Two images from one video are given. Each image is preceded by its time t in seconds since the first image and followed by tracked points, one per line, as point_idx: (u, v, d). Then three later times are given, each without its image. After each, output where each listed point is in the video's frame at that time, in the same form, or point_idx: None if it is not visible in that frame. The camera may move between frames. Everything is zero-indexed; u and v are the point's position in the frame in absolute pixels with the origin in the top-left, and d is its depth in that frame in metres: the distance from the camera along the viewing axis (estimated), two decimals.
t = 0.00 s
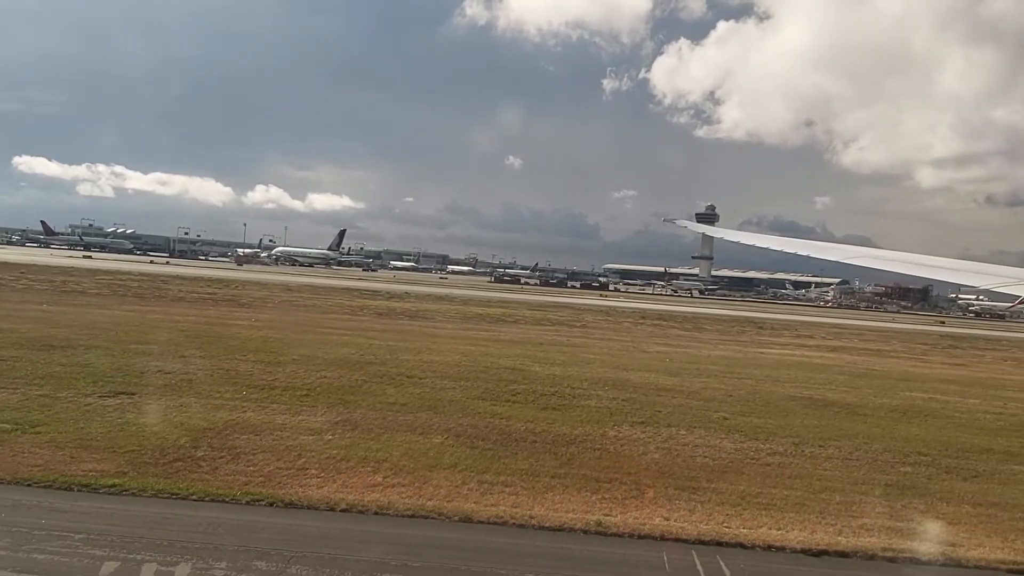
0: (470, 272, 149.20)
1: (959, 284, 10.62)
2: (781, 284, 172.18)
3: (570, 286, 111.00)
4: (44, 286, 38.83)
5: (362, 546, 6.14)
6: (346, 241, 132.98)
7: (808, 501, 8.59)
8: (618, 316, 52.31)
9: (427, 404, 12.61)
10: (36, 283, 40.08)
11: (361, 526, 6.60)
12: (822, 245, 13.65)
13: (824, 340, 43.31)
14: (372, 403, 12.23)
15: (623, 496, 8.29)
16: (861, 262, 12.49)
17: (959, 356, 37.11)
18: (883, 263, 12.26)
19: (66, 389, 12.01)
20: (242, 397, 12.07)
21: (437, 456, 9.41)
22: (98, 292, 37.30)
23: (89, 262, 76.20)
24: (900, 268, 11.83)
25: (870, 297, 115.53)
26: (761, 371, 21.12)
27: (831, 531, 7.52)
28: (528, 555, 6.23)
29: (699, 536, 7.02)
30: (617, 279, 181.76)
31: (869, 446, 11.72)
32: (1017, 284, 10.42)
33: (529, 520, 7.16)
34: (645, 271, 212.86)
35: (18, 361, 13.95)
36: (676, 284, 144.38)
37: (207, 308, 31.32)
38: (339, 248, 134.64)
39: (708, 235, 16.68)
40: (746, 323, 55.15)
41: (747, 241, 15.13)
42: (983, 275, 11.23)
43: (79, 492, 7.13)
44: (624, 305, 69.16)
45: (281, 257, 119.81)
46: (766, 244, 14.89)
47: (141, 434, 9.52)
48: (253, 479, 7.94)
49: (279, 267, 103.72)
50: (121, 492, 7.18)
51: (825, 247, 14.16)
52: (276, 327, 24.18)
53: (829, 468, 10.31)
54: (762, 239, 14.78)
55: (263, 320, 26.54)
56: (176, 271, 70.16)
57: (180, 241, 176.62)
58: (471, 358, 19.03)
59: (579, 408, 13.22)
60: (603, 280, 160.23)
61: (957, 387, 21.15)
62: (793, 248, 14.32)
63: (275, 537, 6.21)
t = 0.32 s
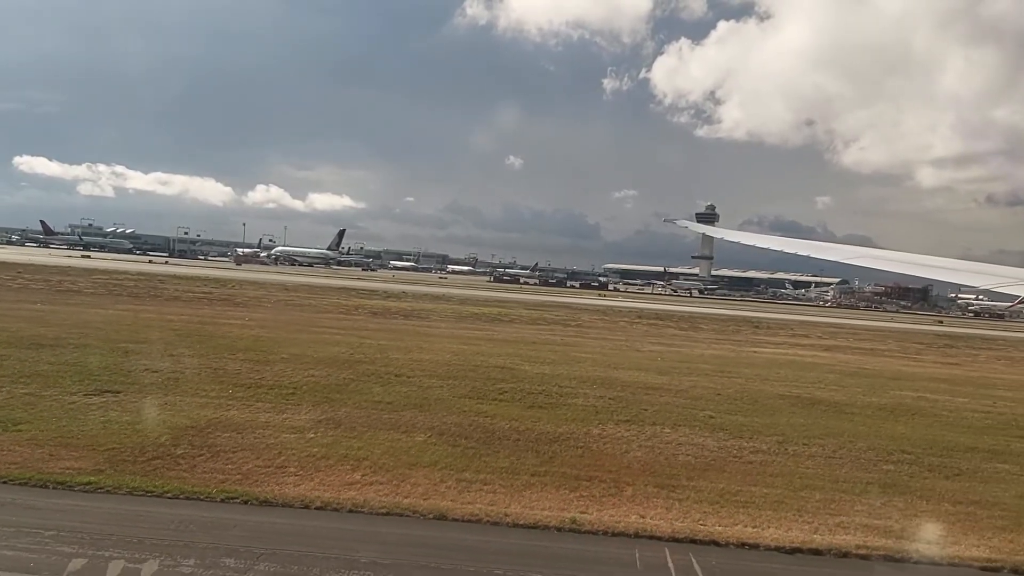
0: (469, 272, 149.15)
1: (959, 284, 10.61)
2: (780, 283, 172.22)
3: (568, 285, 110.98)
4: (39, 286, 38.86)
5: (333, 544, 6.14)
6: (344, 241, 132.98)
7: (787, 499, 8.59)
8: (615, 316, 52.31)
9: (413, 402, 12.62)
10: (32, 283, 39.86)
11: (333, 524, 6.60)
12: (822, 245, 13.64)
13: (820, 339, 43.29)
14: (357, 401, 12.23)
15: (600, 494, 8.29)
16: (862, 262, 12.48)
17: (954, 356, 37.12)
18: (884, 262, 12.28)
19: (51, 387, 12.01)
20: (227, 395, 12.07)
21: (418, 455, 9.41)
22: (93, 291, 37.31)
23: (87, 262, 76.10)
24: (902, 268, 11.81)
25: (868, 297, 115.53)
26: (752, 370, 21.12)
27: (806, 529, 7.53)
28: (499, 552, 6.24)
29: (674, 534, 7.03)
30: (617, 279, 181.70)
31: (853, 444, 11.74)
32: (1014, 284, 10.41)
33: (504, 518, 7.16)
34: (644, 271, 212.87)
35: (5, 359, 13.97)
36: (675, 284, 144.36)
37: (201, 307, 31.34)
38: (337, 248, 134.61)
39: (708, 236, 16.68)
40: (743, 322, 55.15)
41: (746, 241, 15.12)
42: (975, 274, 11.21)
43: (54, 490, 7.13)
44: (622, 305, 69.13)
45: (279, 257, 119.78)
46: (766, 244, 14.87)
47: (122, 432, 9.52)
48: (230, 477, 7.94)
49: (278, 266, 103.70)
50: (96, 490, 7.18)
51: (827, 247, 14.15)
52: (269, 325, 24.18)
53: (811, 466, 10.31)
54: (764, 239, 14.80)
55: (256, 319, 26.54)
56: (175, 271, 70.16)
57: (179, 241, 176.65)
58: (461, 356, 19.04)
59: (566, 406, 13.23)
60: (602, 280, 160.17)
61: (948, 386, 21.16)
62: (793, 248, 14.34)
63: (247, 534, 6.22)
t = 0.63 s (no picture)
0: (468, 271, 149.13)
1: (959, 284, 10.57)
2: (779, 283, 172.27)
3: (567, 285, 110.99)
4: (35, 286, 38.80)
5: (308, 541, 6.14)
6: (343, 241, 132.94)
7: (768, 497, 8.60)
8: (613, 315, 52.32)
9: (400, 401, 12.62)
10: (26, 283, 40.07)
11: (310, 522, 6.59)
12: (825, 244, 13.61)
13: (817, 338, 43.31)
14: (344, 400, 12.22)
15: (580, 492, 8.30)
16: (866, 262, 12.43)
17: (950, 355, 37.13)
18: (887, 262, 12.25)
19: (38, 387, 12.01)
20: (213, 395, 12.06)
21: (401, 454, 9.39)
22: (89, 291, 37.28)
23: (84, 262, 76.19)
24: (907, 268, 11.77)
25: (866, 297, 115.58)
26: (745, 369, 21.11)
27: (784, 526, 7.53)
28: (473, 550, 6.24)
29: (651, 531, 7.04)
30: (616, 279, 181.58)
31: (840, 443, 11.74)
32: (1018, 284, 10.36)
33: (482, 516, 7.17)
34: (643, 271, 212.88)
35: None
36: (674, 284, 144.34)
37: (196, 307, 31.31)
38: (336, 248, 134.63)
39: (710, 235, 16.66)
40: (740, 321, 55.15)
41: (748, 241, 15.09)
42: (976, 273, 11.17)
43: (33, 488, 7.13)
44: (619, 305, 69.15)
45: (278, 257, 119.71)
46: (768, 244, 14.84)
47: (105, 431, 9.51)
48: (210, 476, 7.93)
49: (276, 267, 103.71)
50: (74, 489, 7.18)
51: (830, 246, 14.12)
52: (262, 325, 24.19)
53: (796, 464, 10.31)
54: (766, 239, 14.80)
55: (250, 319, 26.52)
56: (173, 271, 70.14)
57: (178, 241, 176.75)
58: (452, 356, 19.03)
59: (553, 405, 13.24)
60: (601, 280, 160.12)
61: (941, 385, 21.16)
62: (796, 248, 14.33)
63: (222, 532, 6.22)
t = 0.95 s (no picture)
0: (468, 271, 149.16)
1: (957, 283, 10.54)
2: (778, 282, 172.30)
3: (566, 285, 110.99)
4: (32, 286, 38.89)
5: (281, 539, 6.15)
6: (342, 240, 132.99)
7: (747, 495, 8.62)
8: (611, 315, 52.35)
9: (386, 400, 12.62)
10: (22, 283, 40.19)
11: (283, 520, 6.61)
12: (825, 244, 13.60)
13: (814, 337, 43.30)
14: (329, 400, 12.21)
15: (559, 490, 8.31)
16: (866, 262, 12.44)
17: (947, 354, 37.11)
18: (888, 262, 12.27)
19: (24, 386, 12.03)
20: (199, 395, 12.06)
21: (382, 453, 9.39)
22: (86, 292, 37.33)
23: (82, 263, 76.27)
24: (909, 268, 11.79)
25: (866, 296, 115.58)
26: (737, 368, 21.13)
27: (759, 524, 7.55)
28: (444, 548, 6.26)
29: (626, 529, 7.05)
30: (615, 279, 181.55)
31: (825, 441, 11.75)
32: (1019, 283, 10.31)
33: (457, 515, 7.18)
34: (643, 270, 212.88)
35: None
36: (673, 283, 144.34)
37: (191, 307, 31.36)
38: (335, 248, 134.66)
39: (711, 235, 16.66)
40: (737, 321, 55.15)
41: (749, 241, 15.12)
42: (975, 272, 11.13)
43: (9, 487, 7.15)
44: (617, 305, 69.15)
45: (277, 257, 119.75)
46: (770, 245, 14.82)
47: (86, 431, 9.52)
48: (188, 474, 7.94)
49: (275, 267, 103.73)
50: (51, 487, 7.20)
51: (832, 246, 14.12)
52: (255, 325, 24.21)
53: (778, 463, 10.33)
54: (768, 240, 14.82)
55: (244, 319, 26.55)
56: (171, 272, 70.16)
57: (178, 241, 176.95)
58: (443, 355, 19.06)
59: (540, 404, 13.24)
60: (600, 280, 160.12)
61: (933, 383, 21.18)
62: (798, 248, 14.35)
63: (196, 530, 6.24)
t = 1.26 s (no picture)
0: (466, 272, 149.21)
1: (956, 283, 10.55)
2: (777, 282, 172.29)
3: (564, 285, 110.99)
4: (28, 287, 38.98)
5: (255, 538, 6.16)
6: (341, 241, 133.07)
7: (728, 494, 8.62)
8: (607, 315, 52.35)
9: (373, 400, 12.61)
10: (17, 284, 40.20)
11: (259, 519, 6.62)
12: (827, 244, 13.60)
13: (811, 338, 43.30)
14: (315, 399, 12.20)
15: (540, 489, 8.31)
16: (868, 262, 12.46)
17: (943, 354, 37.10)
18: (889, 262, 12.29)
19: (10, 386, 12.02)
20: (186, 395, 12.04)
21: (366, 452, 9.37)
22: (83, 292, 37.40)
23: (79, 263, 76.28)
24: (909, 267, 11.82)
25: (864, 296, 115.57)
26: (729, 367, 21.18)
27: (738, 522, 7.56)
28: (418, 547, 6.27)
29: (603, 528, 7.06)
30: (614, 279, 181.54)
31: (813, 440, 11.75)
32: (1019, 283, 10.30)
33: (435, 513, 7.18)
34: (642, 271, 212.87)
35: None
36: (672, 283, 144.41)
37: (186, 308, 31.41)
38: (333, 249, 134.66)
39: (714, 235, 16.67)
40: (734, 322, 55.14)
41: (751, 241, 15.14)
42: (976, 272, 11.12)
43: None
44: (614, 305, 69.13)
45: (276, 257, 119.86)
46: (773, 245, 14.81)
47: (70, 430, 9.51)
48: (169, 473, 7.94)
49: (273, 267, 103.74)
50: (30, 486, 7.20)
51: (834, 246, 14.12)
52: (248, 325, 24.21)
53: (763, 461, 10.33)
54: (770, 241, 14.85)
55: (238, 319, 26.60)
56: (170, 272, 70.34)
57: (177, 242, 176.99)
58: (435, 355, 19.10)
59: (528, 403, 13.23)
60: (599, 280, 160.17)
61: (925, 383, 21.21)
62: (800, 248, 14.37)
63: (171, 529, 6.25)
